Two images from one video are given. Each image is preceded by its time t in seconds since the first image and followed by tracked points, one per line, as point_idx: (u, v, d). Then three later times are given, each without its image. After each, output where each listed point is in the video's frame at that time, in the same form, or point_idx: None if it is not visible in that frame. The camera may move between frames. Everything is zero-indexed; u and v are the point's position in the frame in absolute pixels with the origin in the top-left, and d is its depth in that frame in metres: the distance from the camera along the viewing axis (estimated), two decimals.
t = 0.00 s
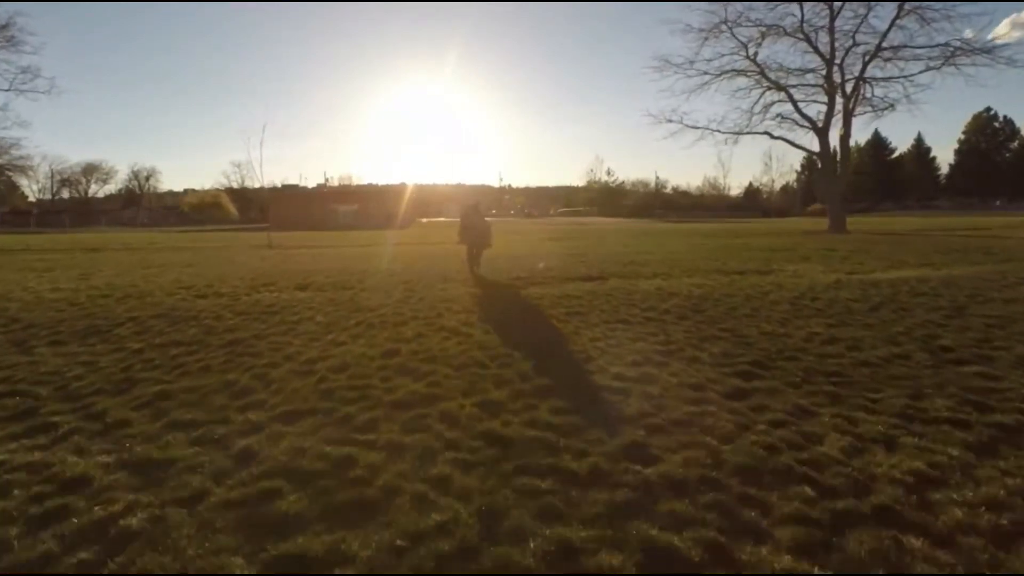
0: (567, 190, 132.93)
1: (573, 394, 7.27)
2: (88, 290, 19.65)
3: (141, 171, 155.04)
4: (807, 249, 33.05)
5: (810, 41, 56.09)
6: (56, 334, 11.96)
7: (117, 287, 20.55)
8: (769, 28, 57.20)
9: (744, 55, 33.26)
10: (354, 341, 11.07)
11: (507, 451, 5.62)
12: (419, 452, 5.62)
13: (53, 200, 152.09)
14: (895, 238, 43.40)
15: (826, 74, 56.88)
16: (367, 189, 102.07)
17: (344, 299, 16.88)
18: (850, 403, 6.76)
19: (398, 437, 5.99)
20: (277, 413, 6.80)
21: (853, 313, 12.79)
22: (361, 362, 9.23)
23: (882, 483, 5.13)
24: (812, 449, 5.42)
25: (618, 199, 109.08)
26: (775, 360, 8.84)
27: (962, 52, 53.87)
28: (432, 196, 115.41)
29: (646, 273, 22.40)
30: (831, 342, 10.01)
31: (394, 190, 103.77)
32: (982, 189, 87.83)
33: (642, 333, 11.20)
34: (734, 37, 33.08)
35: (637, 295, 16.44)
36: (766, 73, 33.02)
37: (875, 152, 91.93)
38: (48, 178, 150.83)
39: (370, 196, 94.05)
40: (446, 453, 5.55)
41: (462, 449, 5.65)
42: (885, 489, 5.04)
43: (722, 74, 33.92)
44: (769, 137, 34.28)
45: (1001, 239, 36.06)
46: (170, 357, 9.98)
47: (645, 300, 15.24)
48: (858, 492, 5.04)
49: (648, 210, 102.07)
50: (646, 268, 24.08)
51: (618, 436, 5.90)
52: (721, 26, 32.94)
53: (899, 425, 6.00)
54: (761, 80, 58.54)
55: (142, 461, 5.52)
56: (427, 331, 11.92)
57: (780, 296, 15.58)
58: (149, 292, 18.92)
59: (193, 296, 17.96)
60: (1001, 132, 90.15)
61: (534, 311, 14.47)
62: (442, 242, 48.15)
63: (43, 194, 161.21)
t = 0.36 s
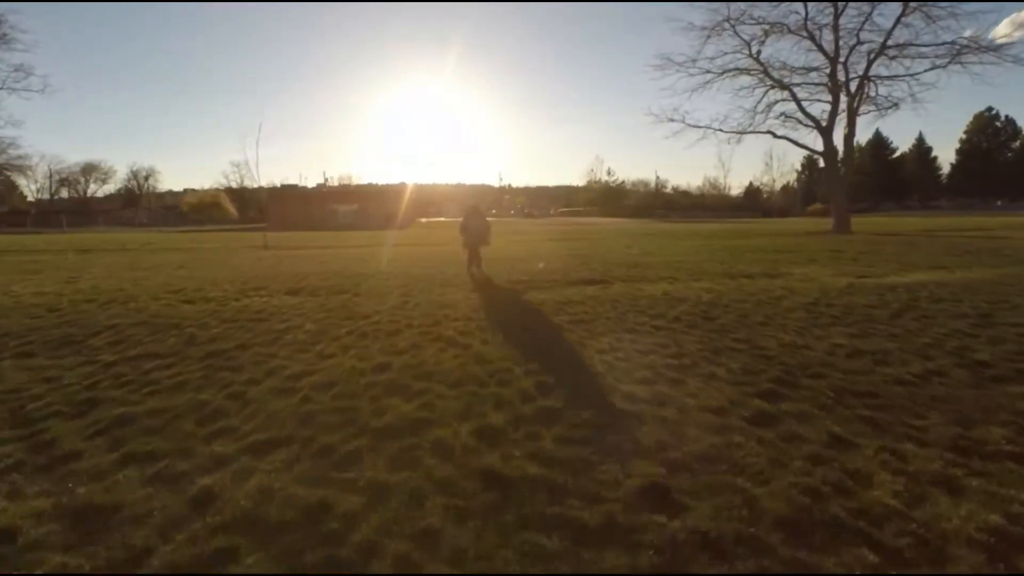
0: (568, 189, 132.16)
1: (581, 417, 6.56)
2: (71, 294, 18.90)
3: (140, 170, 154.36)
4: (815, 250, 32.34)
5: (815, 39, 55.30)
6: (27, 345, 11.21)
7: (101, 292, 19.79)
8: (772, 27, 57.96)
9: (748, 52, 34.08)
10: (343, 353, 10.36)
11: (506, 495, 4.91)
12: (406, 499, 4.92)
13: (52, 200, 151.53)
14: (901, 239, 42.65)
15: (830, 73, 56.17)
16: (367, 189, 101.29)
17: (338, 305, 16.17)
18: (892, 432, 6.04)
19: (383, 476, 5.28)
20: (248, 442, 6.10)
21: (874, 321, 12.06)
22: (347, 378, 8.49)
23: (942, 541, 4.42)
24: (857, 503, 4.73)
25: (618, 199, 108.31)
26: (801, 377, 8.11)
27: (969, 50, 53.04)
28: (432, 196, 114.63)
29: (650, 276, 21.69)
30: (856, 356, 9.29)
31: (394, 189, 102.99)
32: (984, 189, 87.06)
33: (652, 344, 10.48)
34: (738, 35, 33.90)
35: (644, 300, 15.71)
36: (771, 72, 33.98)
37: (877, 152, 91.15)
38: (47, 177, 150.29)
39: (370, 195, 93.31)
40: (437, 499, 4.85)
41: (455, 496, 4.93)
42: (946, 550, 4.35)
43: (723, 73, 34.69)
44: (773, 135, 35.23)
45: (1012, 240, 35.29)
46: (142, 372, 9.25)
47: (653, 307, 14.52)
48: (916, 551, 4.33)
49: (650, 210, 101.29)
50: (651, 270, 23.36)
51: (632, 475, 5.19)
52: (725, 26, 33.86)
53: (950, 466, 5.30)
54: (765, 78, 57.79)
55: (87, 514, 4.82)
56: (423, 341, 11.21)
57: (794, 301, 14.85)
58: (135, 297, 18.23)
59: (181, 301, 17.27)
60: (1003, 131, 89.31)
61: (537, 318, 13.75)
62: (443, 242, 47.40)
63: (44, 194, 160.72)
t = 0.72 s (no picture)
0: (568, 190, 131.58)
1: (590, 443, 5.93)
2: (55, 298, 18.26)
3: (139, 170, 153.66)
4: (821, 252, 31.67)
5: (817, 38, 54.65)
6: None
7: (86, 295, 19.13)
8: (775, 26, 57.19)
9: (748, 50, 33.02)
10: (332, 365, 9.72)
11: (507, 544, 4.31)
12: (393, 547, 4.31)
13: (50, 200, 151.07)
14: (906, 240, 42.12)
15: (833, 71, 55.35)
16: (365, 189, 100.55)
17: (331, 310, 15.55)
18: (940, 464, 5.41)
19: (369, 516, 4.67)
20: (220, 472, 5.49)
21: (896, 330, 11.42)
22: (334, 395, 7.87)
23: None
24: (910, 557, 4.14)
25: (618, 199, 107.58)
26: (828, 395, 7.49)
27: (974, 48, 52.28)
28: (431, 196, 113.93)
29: (654, 279, 21.06)
30: (883, 369, 8.67)
31: (393, 189, 102.25)
32: (985, 189, 86.55)
33: (662, 355, 9.85)
34: (739, 31, 32.84)
35: (650, 305, 15.08)
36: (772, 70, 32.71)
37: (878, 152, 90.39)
38: (45, 178, 149.74)
39: (369, 195, 92.59)
40: (427, 548, 4.24)
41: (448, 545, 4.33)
42: None
43: (725, 71, 33.52)
44: (774, 135, 34.08)
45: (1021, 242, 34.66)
46: (114, 386, 8.62)
47: (660, 312, 13.88)
48: None
49: (649, 210, 100.63)
50: (655, 273, 22.74)
51: (651, 517, 4.59)
52: (726, 21, 32.76)
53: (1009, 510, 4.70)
54: (767, 77, 56.77)
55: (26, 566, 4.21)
56: (418, 351, 10.58)
57: (807, 307, 14.22)
58: (121, 301, 17.60)
59: (168, 306, 16.65)
60: (1004, 132, 88.63)
61: (540, 325, 13.11)
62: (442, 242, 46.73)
63: (42, 193, 160.04)
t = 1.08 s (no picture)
0: (568, 189, 130.78)
1: (603, 485, 5.15)
2: (35, 303, 17.47)
3: (138, 170, 153.01)
4: (830, 254, 30.94)
5: (822, 36, 53.93)
6: None
7: (68, 300, 18.34)
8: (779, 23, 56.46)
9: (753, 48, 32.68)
10: (314, 382, 8.91)
11: None
12: None
13: (49, 200, 150.27)
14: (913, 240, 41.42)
15: (839, 70, 54.72)
16: (365, 189, 99.80)
17: (321, 317, 14.74)
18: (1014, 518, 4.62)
19: None
20: (171, 525, 4.70)
21: (926, 341, 10.63)
22: (313, 420, 7.06)
23: None
24: None
25: (619, 199, 106.81)
26: (867, 420, 6.69)
27: (980, 46, 51.57)
28: (431, 195, 113.19)
29: (660, 282, 20.28)
30: (921, 389, 7.88)
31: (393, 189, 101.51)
32: (987, 189, 85.98)
33: (676, 370, 9.05)
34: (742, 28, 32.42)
35: (660, 312, 14.28)
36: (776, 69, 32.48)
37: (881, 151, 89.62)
38: (43, 178, 148.91)
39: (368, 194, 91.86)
40: None
41: None
42: None
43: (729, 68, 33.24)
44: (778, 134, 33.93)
45: None
46: (73, 407, 7.82)
47: (670, 321, 13.10)
48: None
49: (650, 210, 99.88)
50: (661, 276, 21.95)
51: None
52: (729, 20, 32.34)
53: None
54: (771, 75, 56.24)
55: None
56: (409, 365, 9.78)
57: (825, 314, 13.41)
58: (102, 307, 16.80)
59: (150, 312, 15.83)
60: (1007, 132, 87.85)
61: (541, 334, 12.29)
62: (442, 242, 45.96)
63: (40, 193, 159.32)
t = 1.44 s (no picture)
0: (569, 189, 130.15)
1: (614, 533, 4.48)
2: (15, 308, 16.81)
3: (137, 170, 152.48)
4: (836, 256, 30.31)
5: (824, 34, 53.24)
6: None
7: (50, 305, 17.67)
8: (781, 21, 55.78)
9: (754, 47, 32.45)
10: (297, 399, 8.25)
11: None
12: None
13: (48, 201, 149.73)
14: (918, 241, 40.77)
15: (842, 68, 54.04)
16: (363, 189, 99.13)
17: (310, 324, 14.07)
18: None
19: None
20: None
21: (952, 354, 9.95)
22: (289, 445, 6.40)
23: None
24: None
25: (619, 199, 106.18)
26: (904, 447, 6.04)
27: (985, 44, 50.89)
28: (431, 196, 112.57)
29: (663, 286, 19.62)
30: (956, 408, 7.21)
31: (392, 189, 100.84)
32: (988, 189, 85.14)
33: (688, 386, 8.40)
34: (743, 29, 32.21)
35: (666, 319, 13.63)
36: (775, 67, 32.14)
37: (882, 151, 88.92)
38: (42, 178, 148.34)
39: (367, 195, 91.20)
40: None
41: None
42: None
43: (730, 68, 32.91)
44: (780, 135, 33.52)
45: None
46: (27, 430, 7.16)
47: (678, 329, 12.44)
48: None
49: (649, 210, 99.17)
50: (665, 279, 21.29)
51: None
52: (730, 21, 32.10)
53: None
54: (773, 74, 55.58)
55: None
56: (401, 380, 9.12)
57: (840, 323, 12.75)
58: (84, 313, 16.15)
59: (133, 319, 15.18)
60: (1008, 131, 87.15)
61: (543, 343, 11.64)
62: (440, 244, 45.25)
63: (39, 193, 158.67)
